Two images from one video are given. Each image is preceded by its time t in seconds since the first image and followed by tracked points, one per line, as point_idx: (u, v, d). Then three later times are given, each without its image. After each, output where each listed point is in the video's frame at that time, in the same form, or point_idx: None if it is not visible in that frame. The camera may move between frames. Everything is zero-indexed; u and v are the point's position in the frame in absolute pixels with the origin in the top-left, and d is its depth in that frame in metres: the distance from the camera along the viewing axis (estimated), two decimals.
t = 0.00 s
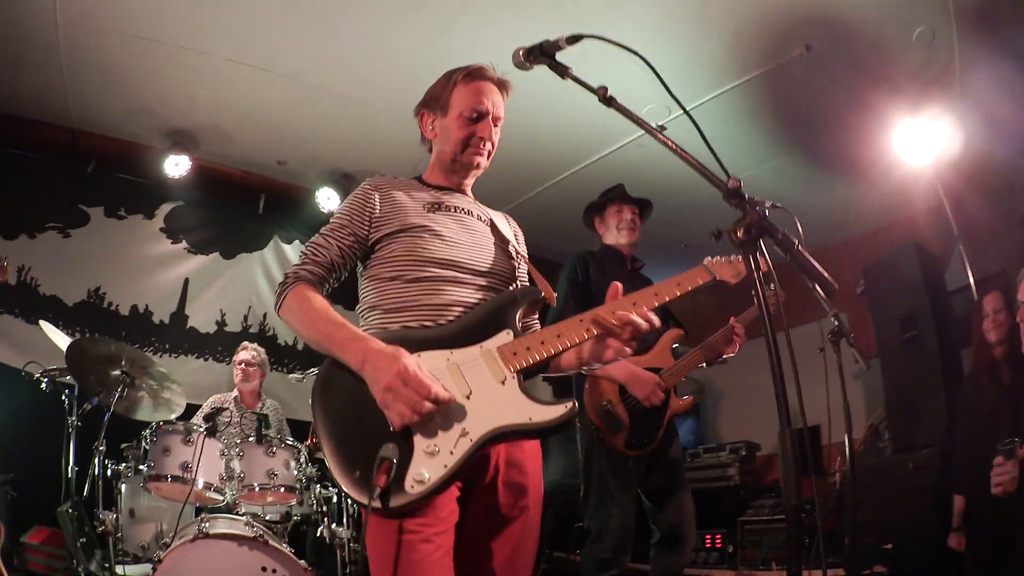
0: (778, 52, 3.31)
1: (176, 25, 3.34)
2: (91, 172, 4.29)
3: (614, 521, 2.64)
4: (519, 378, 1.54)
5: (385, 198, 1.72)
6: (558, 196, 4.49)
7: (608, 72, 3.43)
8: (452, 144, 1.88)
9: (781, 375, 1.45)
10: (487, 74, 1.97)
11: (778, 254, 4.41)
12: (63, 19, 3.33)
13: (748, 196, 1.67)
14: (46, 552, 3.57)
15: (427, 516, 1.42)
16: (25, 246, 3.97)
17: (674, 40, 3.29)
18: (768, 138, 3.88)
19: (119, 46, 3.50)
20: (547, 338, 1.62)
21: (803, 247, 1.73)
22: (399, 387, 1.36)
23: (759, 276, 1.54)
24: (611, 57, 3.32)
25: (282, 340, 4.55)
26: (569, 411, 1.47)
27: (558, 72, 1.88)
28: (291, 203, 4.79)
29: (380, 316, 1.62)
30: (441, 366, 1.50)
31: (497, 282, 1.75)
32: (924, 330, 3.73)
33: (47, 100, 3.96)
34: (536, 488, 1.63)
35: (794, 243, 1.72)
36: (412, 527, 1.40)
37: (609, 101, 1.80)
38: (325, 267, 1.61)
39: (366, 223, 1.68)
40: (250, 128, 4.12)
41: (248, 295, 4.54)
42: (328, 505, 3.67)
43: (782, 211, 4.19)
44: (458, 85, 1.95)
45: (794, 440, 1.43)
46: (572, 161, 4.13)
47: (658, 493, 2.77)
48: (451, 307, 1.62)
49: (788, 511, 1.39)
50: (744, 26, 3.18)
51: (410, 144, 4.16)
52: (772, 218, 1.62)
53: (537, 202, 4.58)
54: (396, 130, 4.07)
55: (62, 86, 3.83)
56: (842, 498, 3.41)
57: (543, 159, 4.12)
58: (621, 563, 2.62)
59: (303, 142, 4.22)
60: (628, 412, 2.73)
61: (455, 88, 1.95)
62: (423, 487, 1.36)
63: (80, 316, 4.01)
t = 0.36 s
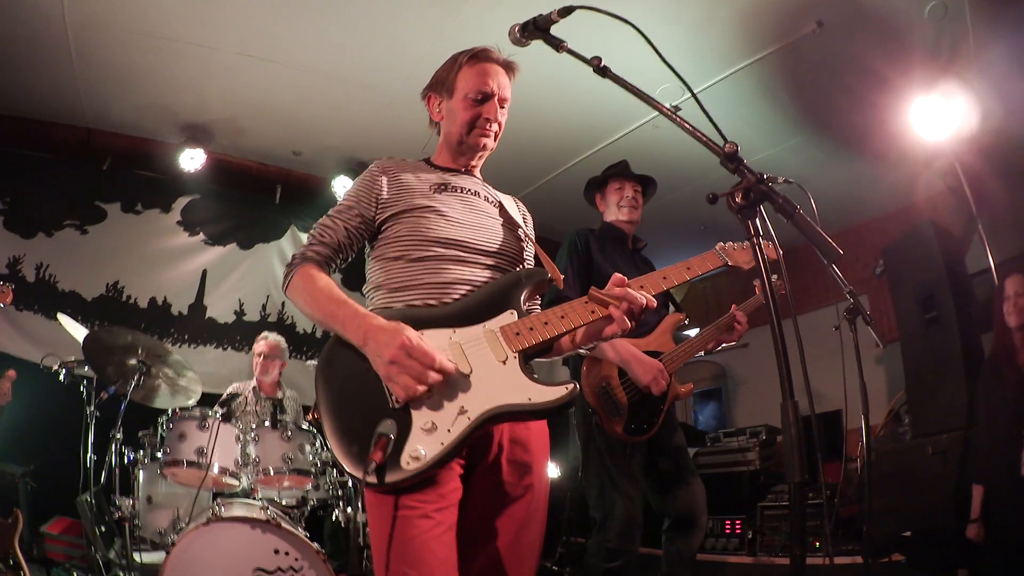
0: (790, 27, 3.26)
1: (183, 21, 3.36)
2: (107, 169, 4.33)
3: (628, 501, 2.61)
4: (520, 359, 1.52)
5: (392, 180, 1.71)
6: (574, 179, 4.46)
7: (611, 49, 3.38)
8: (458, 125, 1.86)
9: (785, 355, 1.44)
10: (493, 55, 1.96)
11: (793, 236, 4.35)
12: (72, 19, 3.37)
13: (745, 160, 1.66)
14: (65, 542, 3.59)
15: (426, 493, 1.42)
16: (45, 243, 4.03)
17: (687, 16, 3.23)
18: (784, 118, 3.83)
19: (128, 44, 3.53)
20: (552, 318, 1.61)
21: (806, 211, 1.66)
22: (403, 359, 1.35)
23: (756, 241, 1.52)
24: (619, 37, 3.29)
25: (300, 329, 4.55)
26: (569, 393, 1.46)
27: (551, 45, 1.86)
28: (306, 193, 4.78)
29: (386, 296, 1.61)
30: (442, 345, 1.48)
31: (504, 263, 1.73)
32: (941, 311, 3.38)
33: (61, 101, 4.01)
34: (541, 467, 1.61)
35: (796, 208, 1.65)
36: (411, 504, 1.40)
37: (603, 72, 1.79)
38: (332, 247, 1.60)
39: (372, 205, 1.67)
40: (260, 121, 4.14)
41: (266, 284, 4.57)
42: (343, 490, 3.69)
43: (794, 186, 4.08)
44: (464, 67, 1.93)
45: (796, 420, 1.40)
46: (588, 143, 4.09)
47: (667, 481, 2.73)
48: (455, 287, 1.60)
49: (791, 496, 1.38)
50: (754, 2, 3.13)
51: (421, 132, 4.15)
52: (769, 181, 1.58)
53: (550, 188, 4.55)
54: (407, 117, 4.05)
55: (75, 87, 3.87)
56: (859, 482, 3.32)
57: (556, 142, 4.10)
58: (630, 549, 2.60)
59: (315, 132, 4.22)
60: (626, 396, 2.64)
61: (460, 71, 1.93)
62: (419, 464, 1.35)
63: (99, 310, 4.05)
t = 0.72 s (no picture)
0: (791, 28, 3.27)
1: (184, 18, 3.36)
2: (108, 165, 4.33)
3: (626, 503, 2.60)
4: (515, 360, 1.52)
5: (393, 179, 1.71)
6: (575, 180, 4.45)
7: (610, 50, 3.38)
8: (460, 128, 1.87)
9: (780, 356, 1.46)
10: (497, 60, 1.96)
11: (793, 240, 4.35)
12: (73, 17, 3.37)
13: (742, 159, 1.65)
14: (62, 538, 3.61)
15: (420, 491, 1.41)
16: (44, 239, 4.02)
17: (689, 17, 3.23)
18: (785, 120, 3.83)
19: (129, 41, 3.53)
20: (547, 320, 1.60)
21: (801, 211, 1.65)
22: (397, 357, 1.34)
23: (751, 242, 1.52)
24: (620, 38, 3.29)
25: (298, 327, 4.58)
26: (563, 394, 1.46)
27: (549, 45, 1.86)
28: (307, 191, 4.78)
29: (382, 293, 1.60)
30: (438, 344, 1.48)
31: (500, 265, 1.73)
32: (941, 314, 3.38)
33: (61, 97, 4.01)
34: (535, 466, 1.61)
35: (793, 207, 1.64)
36: (405, 501, 1.40)
37: (599, 71, 1.79)
38: (330, 242, 1.60)
39: (371, 202, 1.67)
40: (262, 119, 4.13)
41: (265, 282, 4.57)
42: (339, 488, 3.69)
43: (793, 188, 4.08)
44: (469, 71, 1.93)
45: (791, 422, 1.41)
46: (589, 144, 4.09)
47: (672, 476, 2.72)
48: (451, 286, 1.60)
49: (785, 500, 1.39)
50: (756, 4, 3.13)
51: (422, 132, 4.16)
52: (765, 181, 1.57)
53: (551, 189, 4.56)
54: (408, 116, 4.04)
55: (76, 83, 3.87)
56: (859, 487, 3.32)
57: (558, 142, 4.10)
58: (629, 548, 2.59)
59: (316, 130, 4.22)
60: (634, 398, 2.68)
61: (463, 75, 1.93)
62: (412, 461, 1.35)
63: (99, 306, 4.05)
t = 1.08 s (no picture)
0: (782, 35, 3.26)
1: (174, 16, 3.35)
2: (97, 162, 4.32)
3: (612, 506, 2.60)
4: (497, 361, 1.53)
5: (378, 181, 1.71)
6: (564, 182, 4.46)
7: (599, 53, 3.39)
8: (442, 127, 1.86)
9: (765, 358, 1.44)
10: (479, 63, 1.97)
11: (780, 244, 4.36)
12: (64, 13, 3.35)
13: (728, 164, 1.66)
14: (48, 537, 3.59)
15: (403, 491, 1.41)
16: (32, 236, 4.00)
17: (679, 21, 3.23)
18: (775, 126, 3.84)
19: (120, 38, 3.51)
20: (529, 323, 1.60)
21: (787, 217, 1.66)
22: (372, 362, 1.34)
23: (737, 247, 1.52)
24: (609, 42, 3.30)
25: (285, 326, 4.57)
26: (544, 396, 1.48)
27: (539, 47, 1.86)
28: (297, 191, 4.77)
29: (366, 293, 1.60)
30: (421, 345, 1.48)
31: (485, 267, 1.73)
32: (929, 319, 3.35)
33: (51, 93, 3.98)
34: (518, 468, 1.61)
35: (779, 213, 1.65)
36: (387, 501, 1.39)
37: (588, 75, 1.79)
38: (315, 243, 1.60)
39: (357, 204, 1.67)
40: (253, 118, 4.12)
41: (253, 281, 4.58)
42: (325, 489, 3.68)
43: (782, 194, 4.12)
44: (448, 73, 1.94)
45: (773, 424, 1.41)
46: (578, 147, 4.10)
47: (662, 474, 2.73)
48: (435, 287, 1.60)
49: (768, 504, 1.37)
50: (747, 9, 3.14)
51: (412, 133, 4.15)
52: (751, 185, 1.58)
53: (540, 192, 4.56)
54: (398, 116, 4.04)
55: (66, 80, 3.85)
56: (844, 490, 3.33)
57: (547, 145, 4.10)
58: (618, 549, 2.58)
59: (306, 130, 4.21)
60: (626, 405, 2.69)
61: (445, 77, 1.94)
62: (395, 461, 1.35)
63: (86, 304, 4.03)
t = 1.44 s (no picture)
0: (785, 23, 3.25)
1: (174, 6, 3.35)
2: (99, 152, 4.32)
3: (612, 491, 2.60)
4: (490, 342, 1.52)
5: (373, 165, 1.71)
6: (566, 170, 4.45)
7: (599, 38, 3.37)
8: (435, 110, 1.87)
9: (762, 340, 1.45)
10: (471, 46, 1.97)
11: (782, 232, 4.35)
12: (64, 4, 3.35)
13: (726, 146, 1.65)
14: (53, 526, 3.62)
15: (395, 471, 1.42)
16: (35, 227, 4.01)
17: (680, 6, 3.22)
18: (777, 114, 3.84)
19: (119, 28, 3.51)
20: (523, 304, 1.60)
21: (786, 198, 1.66)
22: (355, 343, 1.32)
23: (734, 227, 1.52)
24: (609, 28, 3.29)
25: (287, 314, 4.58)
26: (537, 376, 1.48)
27: (536, 32, 1.85)
28: (299, 179, 4.77)
29: (362, 277, 1.61)
30: (414, 327, 1.48)
31: (480, 250, 1.73)
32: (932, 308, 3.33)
33: (52, 84, 3.98)
34: (513, 450, 1.61)
35: (777, 195, 1.64)
36: (379, 482, 1.40)
37: (586, 57, 1.79)
38: (312, 230, 1.60)
39: (352, 189, 1.67)
40: (254, 107, 4.12)
41: (256, 268, 4.59)
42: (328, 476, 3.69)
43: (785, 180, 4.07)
44: (440, 58, 1.94)
45: (770, 407, 1.41)
46: (580, 134, 4.10)
47: (649, 469, 2.71)
48: (429, 270, 1.60)
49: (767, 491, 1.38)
50: None
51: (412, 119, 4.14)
52: (747, 165, 1.58)
53: (542, 180, 4.56)
54: (399, 104, 4.03)
55: (66, 71, 3.86)
56: (845, 478, 3.32)
57: (548, 132, 4.10)
58: (610, 536, 2.57)
59: (308, 118, 4.21)
60: (613, 384, 2.72)
61: (439, 61, 1.94)
62: (386, 441, 1.36)
63: (89, 293, 4.05)
